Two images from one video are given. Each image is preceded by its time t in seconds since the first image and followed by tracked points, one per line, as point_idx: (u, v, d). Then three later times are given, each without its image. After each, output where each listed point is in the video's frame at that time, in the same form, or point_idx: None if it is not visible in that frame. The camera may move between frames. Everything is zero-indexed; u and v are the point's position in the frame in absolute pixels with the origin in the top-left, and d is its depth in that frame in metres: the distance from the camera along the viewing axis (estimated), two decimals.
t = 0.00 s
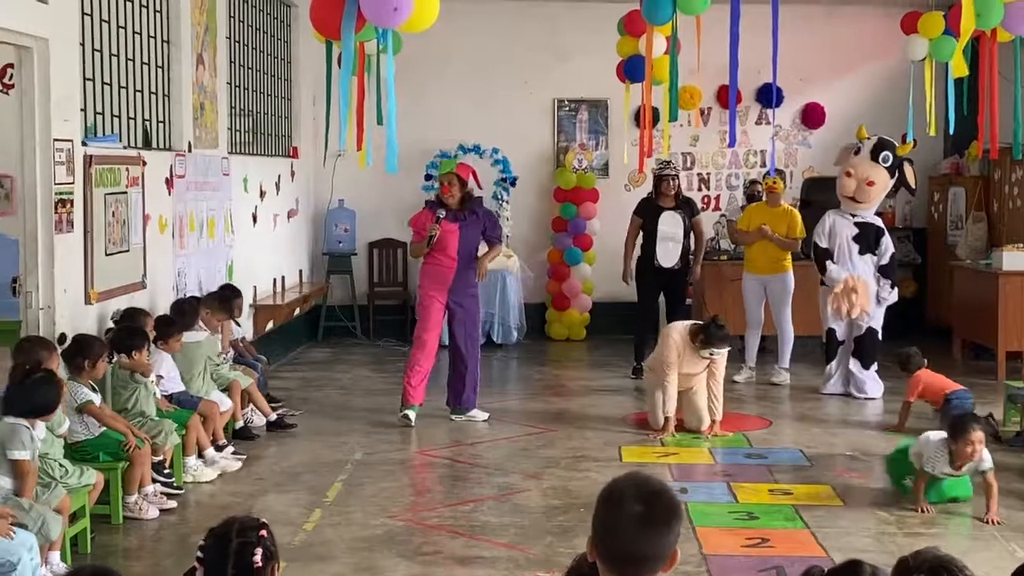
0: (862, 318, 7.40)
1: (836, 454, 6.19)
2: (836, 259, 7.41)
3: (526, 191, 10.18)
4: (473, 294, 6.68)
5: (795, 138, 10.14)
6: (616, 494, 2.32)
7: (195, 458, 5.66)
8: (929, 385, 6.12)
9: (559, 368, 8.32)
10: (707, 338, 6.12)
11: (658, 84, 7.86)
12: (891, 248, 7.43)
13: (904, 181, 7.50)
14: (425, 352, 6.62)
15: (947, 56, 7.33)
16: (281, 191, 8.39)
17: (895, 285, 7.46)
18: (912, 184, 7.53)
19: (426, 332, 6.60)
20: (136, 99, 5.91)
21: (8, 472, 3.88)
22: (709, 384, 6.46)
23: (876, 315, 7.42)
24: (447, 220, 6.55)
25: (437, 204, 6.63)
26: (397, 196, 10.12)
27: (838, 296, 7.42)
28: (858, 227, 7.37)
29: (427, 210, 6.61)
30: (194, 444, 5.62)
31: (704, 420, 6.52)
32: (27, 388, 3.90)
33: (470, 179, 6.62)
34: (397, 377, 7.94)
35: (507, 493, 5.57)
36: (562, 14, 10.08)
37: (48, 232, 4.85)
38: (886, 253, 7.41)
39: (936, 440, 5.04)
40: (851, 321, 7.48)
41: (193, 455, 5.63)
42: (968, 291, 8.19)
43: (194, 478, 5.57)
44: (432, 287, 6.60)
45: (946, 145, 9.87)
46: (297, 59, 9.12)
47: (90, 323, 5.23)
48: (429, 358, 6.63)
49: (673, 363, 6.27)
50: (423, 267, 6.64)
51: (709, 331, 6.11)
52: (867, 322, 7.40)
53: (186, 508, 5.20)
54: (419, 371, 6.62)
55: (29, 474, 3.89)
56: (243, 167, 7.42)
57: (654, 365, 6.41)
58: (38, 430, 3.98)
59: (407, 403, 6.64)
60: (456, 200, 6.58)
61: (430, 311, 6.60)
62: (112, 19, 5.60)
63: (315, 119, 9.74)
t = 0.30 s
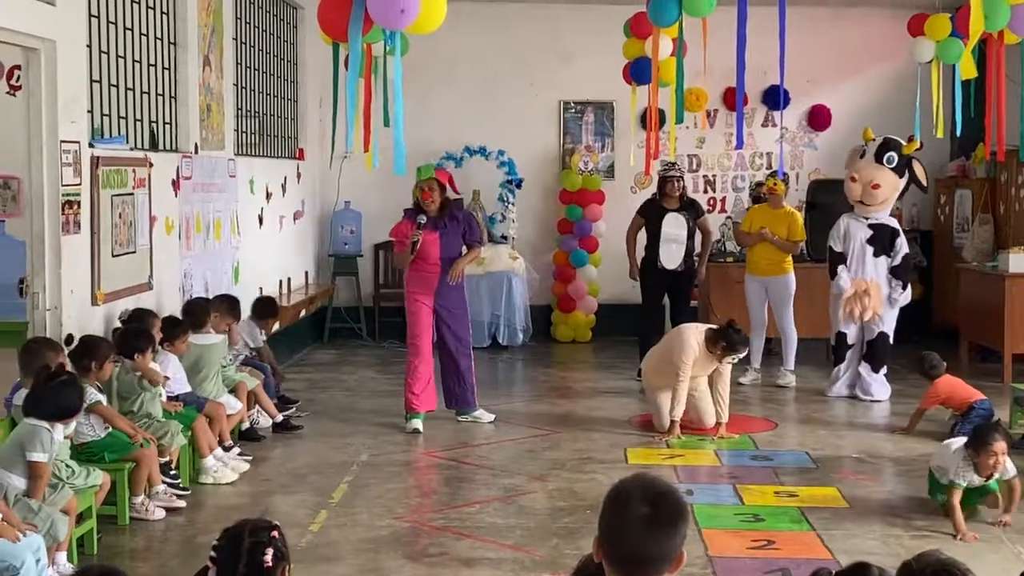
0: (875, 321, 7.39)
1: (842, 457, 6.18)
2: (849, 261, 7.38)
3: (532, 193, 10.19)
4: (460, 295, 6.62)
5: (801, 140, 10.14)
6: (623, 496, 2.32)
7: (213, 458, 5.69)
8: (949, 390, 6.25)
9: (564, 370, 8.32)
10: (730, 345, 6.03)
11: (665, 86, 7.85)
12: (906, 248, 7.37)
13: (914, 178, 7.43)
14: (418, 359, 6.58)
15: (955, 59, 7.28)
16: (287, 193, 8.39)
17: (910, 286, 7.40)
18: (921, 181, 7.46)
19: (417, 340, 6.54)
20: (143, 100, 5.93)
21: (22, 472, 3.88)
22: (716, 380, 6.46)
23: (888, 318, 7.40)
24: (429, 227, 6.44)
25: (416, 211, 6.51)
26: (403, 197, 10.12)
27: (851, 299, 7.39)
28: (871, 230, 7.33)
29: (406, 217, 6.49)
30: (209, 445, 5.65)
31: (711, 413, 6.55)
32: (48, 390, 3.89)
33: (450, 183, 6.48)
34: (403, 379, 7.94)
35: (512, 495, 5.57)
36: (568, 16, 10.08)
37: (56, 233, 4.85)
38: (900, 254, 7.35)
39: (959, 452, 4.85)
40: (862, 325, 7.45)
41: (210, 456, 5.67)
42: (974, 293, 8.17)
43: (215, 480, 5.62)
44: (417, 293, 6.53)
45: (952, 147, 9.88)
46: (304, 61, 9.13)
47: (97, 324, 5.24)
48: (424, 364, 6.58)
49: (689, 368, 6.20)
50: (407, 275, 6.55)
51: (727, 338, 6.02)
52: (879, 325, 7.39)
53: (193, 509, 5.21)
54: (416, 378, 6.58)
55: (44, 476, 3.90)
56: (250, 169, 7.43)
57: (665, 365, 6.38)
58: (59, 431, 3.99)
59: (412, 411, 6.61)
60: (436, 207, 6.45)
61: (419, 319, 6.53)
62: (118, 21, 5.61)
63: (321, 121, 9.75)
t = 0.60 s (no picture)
0: (883, 323, 7.38)
1: (846, 458, 6.18)
2: (856, 263, 7.35)
3: (535, 195, 10.19)
4: (457, 297, 6.59)
5: (805, 142, 10.13)
6: (627, 497, 2.32)
7: (227, 454, 5.76)
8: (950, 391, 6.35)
9: (568, 372, 8.32)
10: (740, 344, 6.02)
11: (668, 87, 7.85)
12: (915, 249, 7.32)
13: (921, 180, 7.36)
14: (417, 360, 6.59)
15: (958, 61, 7.28)
16: (291, 194, 8.39)
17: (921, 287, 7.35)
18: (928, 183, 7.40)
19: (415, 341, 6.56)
20: (147, 102, 5.93)
21: (28, 472, 3.90)
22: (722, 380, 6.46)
23: (894, 319, 7.40)
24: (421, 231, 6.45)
25: (406, 216, 6.51)
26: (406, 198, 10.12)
27: (857, 300, 7.35)
28: (879, 231, 7.30)
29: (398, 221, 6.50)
30: (219, 444, 5.68)
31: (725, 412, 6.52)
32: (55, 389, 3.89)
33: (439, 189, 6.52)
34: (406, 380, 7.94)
35: (516, 496, 5.57)
36: (572, 17, 10.08)
37: (60, 233, 4.86)
38: (909, 255, 7.31)
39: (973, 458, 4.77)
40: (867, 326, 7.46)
41: (223, 453, 5.73)
42: (978, 295, 8.17)
43: (236, 473, 5.75)
44: (414, 295, 6.55)
45: (957, 149, 9.88)
46: (308, 63, 9.14)
47: (102, 326, 5.25)
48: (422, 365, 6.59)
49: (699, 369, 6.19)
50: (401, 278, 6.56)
51: (737, 336, 6.02)
52: (886, 327, 7.40)
53: (198, 510, 5.22)
54: (416, 379, 6.59)
55: (50, 478, 3.92)
56: (254, 170, 7.44)
57: (673, 366, 6.37)
58: (65, 433, 4.00)
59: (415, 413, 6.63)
60: (426, 213, 6.47)
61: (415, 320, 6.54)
62: (123, 22, 5.61)
63: (326, 122, 9.75)
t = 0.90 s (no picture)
0: (884, 325, 7.37)
1: (847, 459, 6.18)
2: (857, 266, 7.34)
3: (537, 196, 10.19)
4: (456, 308, 6.58)
5: (807, 142, 10.12)
6: (627, 497, 2.32)
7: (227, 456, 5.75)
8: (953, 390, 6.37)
9: (569, 372, 8.32)
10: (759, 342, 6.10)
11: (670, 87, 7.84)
12: (916, 253, 7.33)
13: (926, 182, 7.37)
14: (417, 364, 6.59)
15: (959, 61, 7.28)
16: (292, 194, 8.40)
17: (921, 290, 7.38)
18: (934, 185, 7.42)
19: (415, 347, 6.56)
20: (149, 101, 5.93)
21: (30, 472, 3.91)
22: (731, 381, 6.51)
23: (894, 321, 7.39)
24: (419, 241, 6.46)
25: (404, 227, 6.52)
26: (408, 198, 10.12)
27: (859, 302, 7.33)
28: (880, 233, 7.29)
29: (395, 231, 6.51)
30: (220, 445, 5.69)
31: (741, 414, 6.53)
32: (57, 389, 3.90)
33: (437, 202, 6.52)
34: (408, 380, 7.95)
35: (516, 497, 5.57)
36: (574, 17, 10.08)
37: (62, 233, 4.87)
38: (910, 259, 7.32)
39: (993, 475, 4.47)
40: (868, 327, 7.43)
41: (223, 454, 5.72)
42: (979, 296, 8.16)
43: (236, 475, 5.74)
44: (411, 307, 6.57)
45: (958, 150, 9.88)
46: (310, 63, 9.13)
47: (103, 326, 5.25)
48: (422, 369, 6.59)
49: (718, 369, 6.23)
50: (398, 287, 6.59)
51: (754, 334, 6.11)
52: (886, 330, 7.39)
53: (199, 511, 5.22)
54: (417, 382, 6.58)
55: (53, 478, 3.93)
56: (255, 170, 7.44)
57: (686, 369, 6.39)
58: (67, 432, 4.01)
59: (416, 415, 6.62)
60: (424, 226, 6.48)
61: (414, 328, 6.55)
62: (124, 22, 5.60)
63: (327, 123, 9.75)
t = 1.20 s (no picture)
0: (879, 325, 7.38)
1: (844, 459, 6.19)
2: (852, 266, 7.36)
3: (534, 196, 10.20)
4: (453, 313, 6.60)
5: (805, 142, 10.13)
6: (624, 498, 2.33)
7: (220, 460, 5.69)
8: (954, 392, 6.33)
9: (566, 372, 8.32)
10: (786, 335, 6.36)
11: (667, 87, 7.84)
12: (910, 253, 7.33)
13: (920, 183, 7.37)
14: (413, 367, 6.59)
15: (956, 61, 7.27)
16: (289, 194, 8.39)
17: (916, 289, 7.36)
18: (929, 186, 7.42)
19: (412, 351, 6.55)
20: (146, 101, 5.93)
21: (30, 471, 3.91)
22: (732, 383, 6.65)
23: (891, 321, 7.39)
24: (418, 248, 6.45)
25: (403, 234, 6.51)
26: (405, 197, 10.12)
27: (854, 302, 7.35)
28: (875, 234, 7.30)
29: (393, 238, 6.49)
30: (215, 447, 5.64)
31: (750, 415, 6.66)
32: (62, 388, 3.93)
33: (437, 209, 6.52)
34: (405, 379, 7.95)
35: (514, 497, 5.57)
36: (572, 17, 10.08)
37: (60, 232, 4.87)
38: (903, 259, 7.32)
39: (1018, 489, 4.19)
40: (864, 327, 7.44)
41: (217, 457, 5.67)
42: (976, 296, 8.17)
43: (225, 482, 5.62)
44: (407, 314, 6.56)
45: (955, 151, 9.89)
46: (307, 63, 9.13)
47: (100, 325, 5.25)
48: (418, 372, 6.58)
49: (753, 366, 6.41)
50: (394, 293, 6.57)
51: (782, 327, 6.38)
52: (881, 330, 7.39)
53: (197, 510, 5.23)
54: (414, 384, 6.58)
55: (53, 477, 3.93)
56: (253, 170, 7.44)
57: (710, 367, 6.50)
58: (68, 432, 4.04)
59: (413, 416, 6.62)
60: (423, 234, 6.47)
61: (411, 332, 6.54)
62: (121, 21, 5.60)
63: (324, 122, 9.74)
